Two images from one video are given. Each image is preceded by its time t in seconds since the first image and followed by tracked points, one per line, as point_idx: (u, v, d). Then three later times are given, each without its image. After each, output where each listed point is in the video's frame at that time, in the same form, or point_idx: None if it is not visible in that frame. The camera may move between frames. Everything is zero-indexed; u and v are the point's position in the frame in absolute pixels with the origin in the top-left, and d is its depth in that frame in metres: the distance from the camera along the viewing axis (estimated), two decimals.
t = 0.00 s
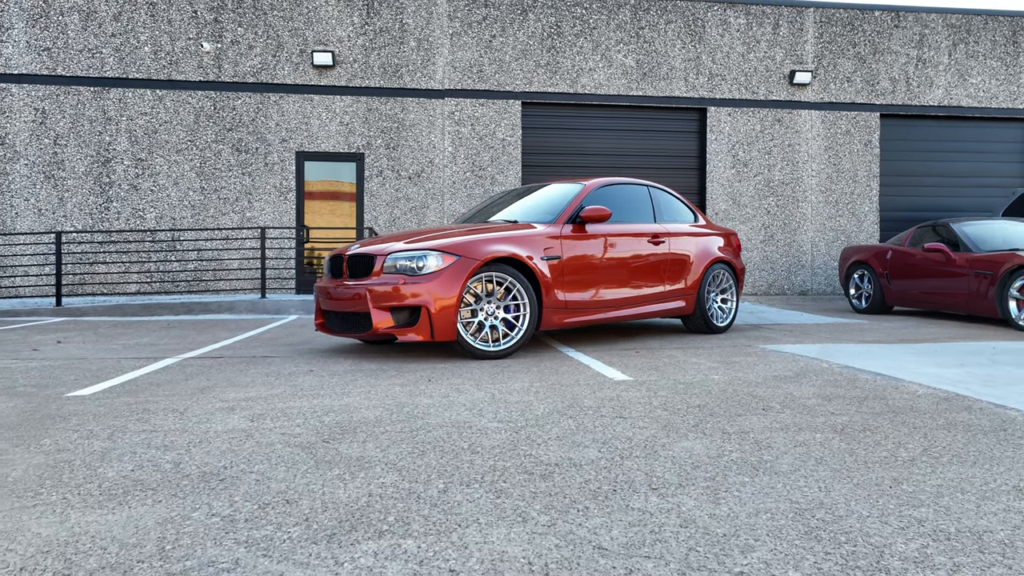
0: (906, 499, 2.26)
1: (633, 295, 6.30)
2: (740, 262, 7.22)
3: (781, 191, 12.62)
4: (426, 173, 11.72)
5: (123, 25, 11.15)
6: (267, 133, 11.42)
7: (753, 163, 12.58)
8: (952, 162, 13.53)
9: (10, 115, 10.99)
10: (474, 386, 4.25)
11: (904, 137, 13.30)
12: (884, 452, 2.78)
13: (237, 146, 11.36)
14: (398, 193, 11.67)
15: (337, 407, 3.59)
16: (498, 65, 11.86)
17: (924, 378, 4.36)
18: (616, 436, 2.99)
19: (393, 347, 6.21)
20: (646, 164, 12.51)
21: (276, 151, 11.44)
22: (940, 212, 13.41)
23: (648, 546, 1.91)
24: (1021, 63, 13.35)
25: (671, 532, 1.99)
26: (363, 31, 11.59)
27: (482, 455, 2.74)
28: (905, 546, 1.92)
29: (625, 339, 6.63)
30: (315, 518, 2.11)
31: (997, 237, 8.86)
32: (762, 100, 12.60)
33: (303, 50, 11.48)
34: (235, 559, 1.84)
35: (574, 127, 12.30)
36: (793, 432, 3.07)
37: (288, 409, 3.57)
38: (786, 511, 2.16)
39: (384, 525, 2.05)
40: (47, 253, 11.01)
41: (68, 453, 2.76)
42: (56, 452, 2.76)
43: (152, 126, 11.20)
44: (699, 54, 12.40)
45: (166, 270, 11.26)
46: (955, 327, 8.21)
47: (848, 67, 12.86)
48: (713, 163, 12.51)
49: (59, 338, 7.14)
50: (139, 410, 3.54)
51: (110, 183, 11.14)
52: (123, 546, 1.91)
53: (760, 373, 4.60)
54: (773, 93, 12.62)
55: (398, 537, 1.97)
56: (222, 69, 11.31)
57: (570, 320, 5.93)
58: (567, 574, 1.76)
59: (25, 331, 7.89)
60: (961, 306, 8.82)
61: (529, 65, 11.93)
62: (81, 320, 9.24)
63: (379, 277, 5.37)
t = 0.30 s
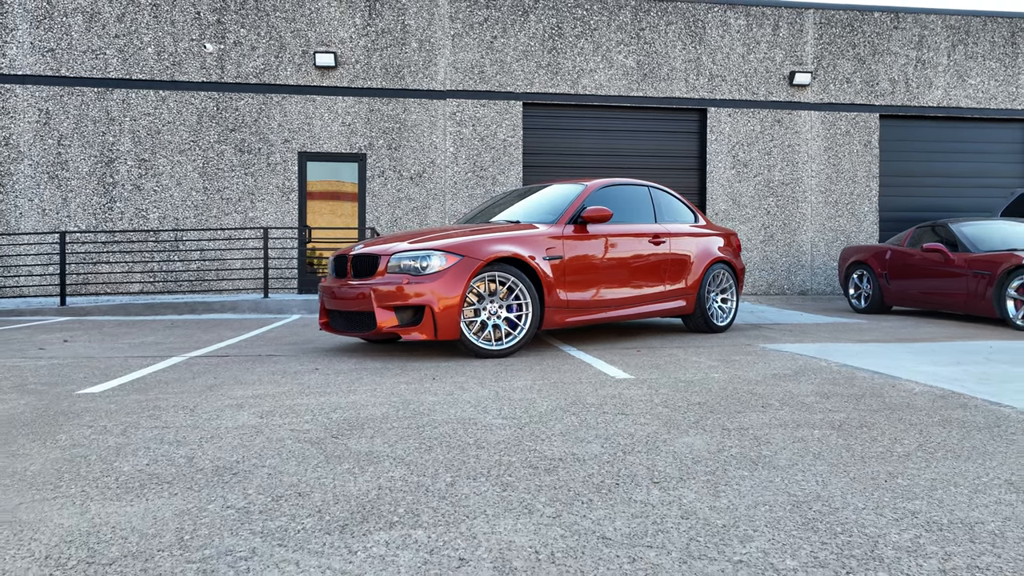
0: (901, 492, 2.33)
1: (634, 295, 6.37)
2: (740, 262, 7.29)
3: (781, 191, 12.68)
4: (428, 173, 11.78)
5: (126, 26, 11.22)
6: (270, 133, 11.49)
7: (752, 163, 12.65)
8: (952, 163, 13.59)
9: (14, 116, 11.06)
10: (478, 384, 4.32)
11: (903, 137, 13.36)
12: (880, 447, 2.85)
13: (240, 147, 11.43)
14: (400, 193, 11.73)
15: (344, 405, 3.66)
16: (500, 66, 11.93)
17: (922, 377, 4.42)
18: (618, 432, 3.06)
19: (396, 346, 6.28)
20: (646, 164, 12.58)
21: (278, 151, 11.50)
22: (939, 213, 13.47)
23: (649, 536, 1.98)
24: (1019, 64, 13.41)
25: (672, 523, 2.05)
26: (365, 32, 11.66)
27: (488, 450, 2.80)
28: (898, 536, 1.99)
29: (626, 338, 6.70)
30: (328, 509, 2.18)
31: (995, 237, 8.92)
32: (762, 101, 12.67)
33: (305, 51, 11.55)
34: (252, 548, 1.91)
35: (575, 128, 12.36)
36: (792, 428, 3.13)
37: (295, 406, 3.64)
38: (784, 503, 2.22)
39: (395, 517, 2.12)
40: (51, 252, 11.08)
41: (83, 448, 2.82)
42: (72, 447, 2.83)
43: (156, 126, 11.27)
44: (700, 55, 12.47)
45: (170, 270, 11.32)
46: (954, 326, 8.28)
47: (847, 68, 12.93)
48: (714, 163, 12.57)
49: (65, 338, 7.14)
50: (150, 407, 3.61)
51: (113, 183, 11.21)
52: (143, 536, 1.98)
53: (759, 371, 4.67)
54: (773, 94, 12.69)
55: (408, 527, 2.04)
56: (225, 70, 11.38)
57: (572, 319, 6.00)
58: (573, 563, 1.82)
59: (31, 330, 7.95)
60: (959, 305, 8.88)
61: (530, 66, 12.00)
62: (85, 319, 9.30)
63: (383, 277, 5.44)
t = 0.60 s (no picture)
0: (888, 488, 2.40)
1: (632, 296, 6.44)
2: (737, 263, 7.36)
3: (779, 192, 12.75)
4: (428, 174, 11.85)
5: (128, 28, 11.29)
6: (271, 134, 11.55)
7: (751, 164, 12.71)
8: (949, 164, 13.66)
9: (16, 117, 11.13)
10: (477, 384, 4.38)
11: (901, 139, 13.43)
12: (870, 445, 2.91)
13: (241, 148, 11.49)
14: (400, 194, 11.80)
15: (346, 403, 3.73)
16: (499, 68, 11.99)
17: (914, 377, 4.49)
18: (614, 431, 3.13)
19: (396, 346, 6.35)
20: (645, 165, 12.65)
21: (279, 152, 11.57)
22: (937, 213, 13.54)
23: (642, 530, 2.04)
24: (1017, 66, 13.48)
25: (665, 518, 2.12)
26: (366, 34, 11.73)
27: (487, 448, 2.87)
28: (883, 530, 2.05)
29: (624, 338, 6.77)
30: (331, 505, 2.25)
31: (991, 239, 8.99)
32: (760, 102, 12.74)
33: (306, 52, 11.61)
34: (258, 542, 1.98)
35: (574, 129, 12.43)
36: (785, 427, 3.20)
37: (298, 405, 3.71)
38: (774, 499, 2.29)
39: (396, 511, 2.19)
40: (53, 253, 11.15)
41: (92, 446, 2.89)
42: (81, 445, 2.90)
43: (157, 127, 11.34)
44: (699, 56, 12.54)
45: (171, 270, 11.39)
46: (950, 327, 8.34)
47: (845, 70, 13.00)
48: (712, 164, 12.64)
49: (69, 338, 7.21)
50: (155, 406, 3.68)
51: (115, 184, 11.28)
52: (153, 530, 2.05)
53: (755, 371, 4.73)
54: (772, 96, 12.76)
55: (409, 522, 2.11)
56: (226, 71, 11.45)
57: (571, 320, 6.07)
58: (568, 555, 1.89)
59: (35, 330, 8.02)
60: (955, 306, 8.95)
61: (529, 67, 12.07)
62: (87, 319, 9.37)
63: (384, 278, 5.51)
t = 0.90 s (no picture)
0: (874, 486, 2.47)
1: (630, 296, 6.51)
2: (734, 264, 7.42)
3: (777, 193, 12.81)
4: (428, 175, 11.92)
5: (130, 30, 11.36)
6: (272, 136, 11.63)
7: (749, 165, 12.78)
8: (946, 165, 13.73)
9: (19, 118, 11.20)
10: (476, 384, 4.46)
11: (899, 140, 13.50)
12: (859, 444, 2.99)
13: (242, 149, 11.56)
14: (400, 195, 11.87)
15: (347, 403, 3.81)
16: (499, 69, 12.06)
17: (906, 377, 4.56)
18: (609, 430, 3.20)
19: (396, 346, 6.42)
20: (643, 167, 12.72)
21: (280, 154, 11.64)
22: (934, 214, 13.61)
23: (633, 525, 2.11)
24: (1014, 67, 13.55)
25: (656, 514, 2.19)
26: (366, 36, 11.79)
27: (484, 447, 2.94)
28: (867, 525, 2.13)
29: (622, 339, 6.84)
30: (333, 502, 2.32)
31: (986, 240, 9.06)
32: (759, 104, 12.81)
33: (307, 54, 11.68)
34: (263, 537, 2.05)
35: (573, 131, 12.50)
36: (776, 426, 3.27)
37: (300, 405, 3.78)
38: (763, 496, 2.36)
39: (396, 508, 2.26)
40: (55, 253, 11.23)
41: (99, 445, 2.97)
42: (88, 444, 2.97)
43: (159, 129, 11.41)
44: (697, 58, 12.61)
45: (173, 271, 11.46)
46: (946, 328, 8.41)
47: (843, 72, 13.07)
48: (711, 166, 12.71)
49: (72, 338, 7.31)
50: (160, 406, 3.75)
51: (117, 185, 11.35)
52: (161, 525, 2.12)
53: (750, 372, 4.80)
54: (770, 97, 12.83)
55: (408, 518, 2.18)
56: (227, 73, 11.52)
57: (569, 320, 6.14)
58: (562, 550, 1.97)
59: (38, 330, 8.09)
60: (951, 307, 9.02)
61: (529, 69, 12.14)
62: (90, 320, 9.44)
63: (384, 280, 5.58)
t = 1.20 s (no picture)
0: (864, 482, 2.53)
1: (629, 296, 6.57)
2: (733, 265, 7.48)
3: (776, 194, 12.87)
4: (428, 176, 11.98)
5: (131, 32, 11.42)
6: (273, 137, 11.69)
7: (748, 166, 12.84)
8: (944, 166, 13.79)
9: (21, 119, 11.26)
10: (476, 383, 4.51)
11: (897, 141, 13.56)
12: (851, 441, 3.04)
13: (243, 150, 11.62)
14: (401, 196, 11.93)
15: (349, 402, 3.86)
16: (499, 71, 12.12)
17: (901, 376, 4.62)
18: (607, 428, 3.25)
19: (397, 346, 6.47)
20: (643, 167, 12.78)
21: (281, 154, 11.70)
22: (933, 215, 13.67)
23: (628, 520, 2.17)
24: (1012, 68, 13.61)
25: (651, 509, 2.25)
26: (367, 37, 11.85)
27: (484, 444, 3.00)
28: (856, 520, 2.18)
29: (621, 339, 6.90)
30: (336, 496, 2.38)
31: (983, 240, 9.12)
32: (757, 105, 12.87)
33: (307, 55, 11.74)
34: (268, 530, 2.11)
35: (572, 132, 12.56)
36: (771, 424, 3.33)
37: (302, 404, 3.84)
38: (755, 492, 2.41)
39: (397, 503, 2.32)
40: (57, 254, 11.29)
41: (105, 442, 3.03)
42: (95, 441, 3.03)
43: (160, 130, 11.47)
44: (696, 59, 12.67)
45: (174, 271, 11.52)
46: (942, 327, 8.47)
47: (841, 73, 13.12)
48: (710, 166, 12.77)
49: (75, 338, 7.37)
50: (164, 405, 3.81)
51: (118, 186, 11.41)
52: (169, 519, 2.18)
53: (746, 371, 4.86)
54: (769, 98, 12.89)
55: (410, 512, 2.24)
56: (228, 74, 11.59)
57: (568, 320, 6.20)
58: (559, 542, 2.02)
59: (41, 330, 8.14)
60: (948, 307, 9.08)
61: (529, 70, 12.19)
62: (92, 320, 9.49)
63: (385, 280, 5.64)
